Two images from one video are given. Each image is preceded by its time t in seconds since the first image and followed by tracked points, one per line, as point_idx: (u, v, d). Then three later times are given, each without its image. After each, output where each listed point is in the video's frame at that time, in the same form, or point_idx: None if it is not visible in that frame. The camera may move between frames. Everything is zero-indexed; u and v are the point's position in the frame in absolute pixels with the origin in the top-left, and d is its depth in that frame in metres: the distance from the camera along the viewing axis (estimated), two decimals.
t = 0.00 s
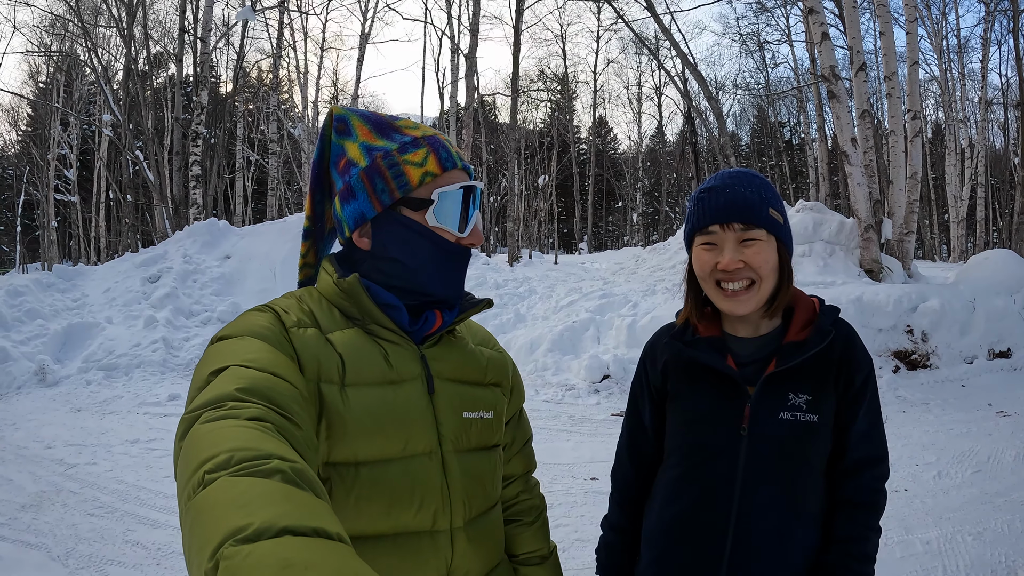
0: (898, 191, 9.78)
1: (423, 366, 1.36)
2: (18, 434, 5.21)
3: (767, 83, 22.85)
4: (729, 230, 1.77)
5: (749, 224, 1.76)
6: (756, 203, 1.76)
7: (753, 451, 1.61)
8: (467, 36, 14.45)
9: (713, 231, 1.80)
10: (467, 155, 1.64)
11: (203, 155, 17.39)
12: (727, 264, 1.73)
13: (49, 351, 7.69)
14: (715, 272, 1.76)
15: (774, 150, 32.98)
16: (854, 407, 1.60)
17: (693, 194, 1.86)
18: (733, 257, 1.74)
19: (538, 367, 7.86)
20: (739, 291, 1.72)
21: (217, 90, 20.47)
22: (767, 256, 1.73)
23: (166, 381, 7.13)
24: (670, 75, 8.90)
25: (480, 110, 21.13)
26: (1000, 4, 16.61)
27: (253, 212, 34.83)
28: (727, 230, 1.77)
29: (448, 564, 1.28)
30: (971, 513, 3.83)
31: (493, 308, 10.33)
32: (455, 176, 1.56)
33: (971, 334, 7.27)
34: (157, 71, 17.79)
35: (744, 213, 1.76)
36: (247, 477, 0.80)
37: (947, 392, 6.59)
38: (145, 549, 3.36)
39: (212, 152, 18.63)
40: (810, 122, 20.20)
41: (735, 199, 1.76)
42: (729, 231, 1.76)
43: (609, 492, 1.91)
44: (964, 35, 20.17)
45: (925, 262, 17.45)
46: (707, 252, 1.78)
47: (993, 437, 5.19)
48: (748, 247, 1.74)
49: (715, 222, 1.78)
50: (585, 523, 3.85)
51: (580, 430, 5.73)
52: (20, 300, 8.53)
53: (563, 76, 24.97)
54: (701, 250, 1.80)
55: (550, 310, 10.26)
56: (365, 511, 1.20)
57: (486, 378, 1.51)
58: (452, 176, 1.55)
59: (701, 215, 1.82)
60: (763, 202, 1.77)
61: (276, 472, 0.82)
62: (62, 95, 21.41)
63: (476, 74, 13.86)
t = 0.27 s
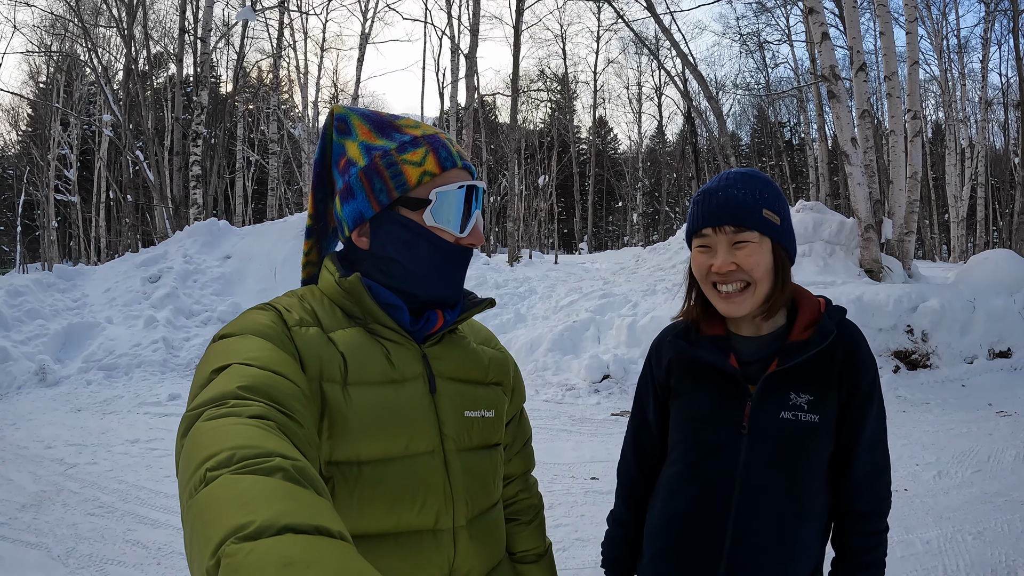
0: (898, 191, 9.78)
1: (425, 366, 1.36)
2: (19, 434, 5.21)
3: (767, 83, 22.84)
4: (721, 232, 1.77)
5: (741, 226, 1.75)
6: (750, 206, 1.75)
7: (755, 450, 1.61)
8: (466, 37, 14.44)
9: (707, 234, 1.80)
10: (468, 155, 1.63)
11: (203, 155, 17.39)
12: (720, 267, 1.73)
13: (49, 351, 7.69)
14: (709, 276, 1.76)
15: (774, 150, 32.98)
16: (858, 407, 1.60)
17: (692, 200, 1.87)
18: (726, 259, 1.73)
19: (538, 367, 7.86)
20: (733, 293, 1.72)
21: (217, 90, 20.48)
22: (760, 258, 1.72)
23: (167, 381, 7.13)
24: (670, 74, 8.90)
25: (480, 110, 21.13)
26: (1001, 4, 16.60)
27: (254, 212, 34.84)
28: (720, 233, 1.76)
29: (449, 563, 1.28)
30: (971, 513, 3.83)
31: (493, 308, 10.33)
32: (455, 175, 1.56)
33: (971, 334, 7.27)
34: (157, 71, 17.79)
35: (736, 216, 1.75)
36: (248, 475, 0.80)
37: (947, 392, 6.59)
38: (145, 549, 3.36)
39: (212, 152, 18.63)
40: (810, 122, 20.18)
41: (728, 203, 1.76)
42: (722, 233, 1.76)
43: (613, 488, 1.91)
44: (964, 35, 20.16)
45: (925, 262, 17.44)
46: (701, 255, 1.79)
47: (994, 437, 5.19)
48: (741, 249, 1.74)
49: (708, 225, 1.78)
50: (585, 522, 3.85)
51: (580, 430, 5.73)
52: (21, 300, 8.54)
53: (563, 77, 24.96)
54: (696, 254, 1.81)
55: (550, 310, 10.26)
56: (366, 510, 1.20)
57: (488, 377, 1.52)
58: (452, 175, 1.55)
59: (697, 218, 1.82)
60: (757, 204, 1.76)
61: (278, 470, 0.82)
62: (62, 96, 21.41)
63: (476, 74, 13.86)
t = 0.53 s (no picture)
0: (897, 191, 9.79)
1: (423, 367, 1.36)
2: (17, 435, 5.21)
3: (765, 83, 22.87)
4: (722, 302, 1.63)
5: (745, 295, 1.61)
6: (752, 273, 1.60)
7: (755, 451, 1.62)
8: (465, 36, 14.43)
9: (705, 300, 1.66)
10: (457, 151, 1.59)
11: (202, 155, 17.38)
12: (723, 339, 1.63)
13: (48, 352, 7.68)
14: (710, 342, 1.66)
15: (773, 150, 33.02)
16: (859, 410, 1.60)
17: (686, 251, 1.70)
18: (729, 329, 1.62)
19: (537, 367, 7.85)
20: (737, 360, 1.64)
21: (215, 91, 20.47)
22: (765, 324, 1.62)
23: (165, 382, 7.13)
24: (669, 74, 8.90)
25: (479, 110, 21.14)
26: (999, 4, 16.62)
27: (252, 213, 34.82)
28: (720, 302, 1.63)
29: (448, 565, 1.28)
30: (970, 512, 3.84)
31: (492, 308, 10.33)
32: (437, 171, 1.51)
33: (970, 333, 7.27)
34: (156, 71, 17.78)
35: (739, 287, 1.60)
36: (245, 476, 0.80)
37: (946, 391, 6.59)
38: (144, 550, 3.36)
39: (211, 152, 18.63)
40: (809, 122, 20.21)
41: (729, 271, 1.61)
42: (723, 304, 1.62)
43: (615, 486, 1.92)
44: (963, 35, 20.19)
45: (924, 261, 17.47)
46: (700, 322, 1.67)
47: (993, 436, 5.20)
48: (744, 316, 1.62)
49: (706, 294, 1.64)
50: (585, 522, 3.85)
51: (578, 430, 5.73)
52: (19, 301, 8.52)
53: (562, 76, 24.97)
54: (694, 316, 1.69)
55: (549, 310, 10.26)
56: (365, 512, 1.20)
57: (485, 378, 1.51)
58: (434, 172, 1.51)
59: (694, 281, 1.67)
60: (760, 269, 1.61)
61: (275, 470, 0.82)
62: (61, 96, 21.39)
63: (475, 74, 13.86)
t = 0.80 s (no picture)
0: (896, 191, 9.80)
1: (421, 371, 1.36)
2: (16, 436, 5.20)
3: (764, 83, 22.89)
4: (733, 228, 1.76)
5: (754, 222, 1.76)
6: (760, 203, 1.76)
7: (753, 454, 1.62)
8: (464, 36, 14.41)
9: (717, 229, 1.79)
10: (428, 149, 1.56)
11: (200, 156, 17.35)
12: (732, 263, 1.73)
13: (47, 352, 7.67)
14: (719, 271, 1.75)
15: (771, 149, 33.04)
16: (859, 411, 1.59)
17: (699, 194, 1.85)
18: (738, 255, 1.73)
19: (536, 367, 7.85)
20: (743, 291, 1.71)
21: (214, 91, 20.44)
22: (772, 254, 1.73)
23: (164, 382, 7.11)
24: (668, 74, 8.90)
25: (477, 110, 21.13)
26: (998, 4, 16.63)
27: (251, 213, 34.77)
28: (731, 228, 1.76)
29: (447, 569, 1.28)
30: (969, 512, 3.85)
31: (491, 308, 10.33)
32: (391, 167, 1.52)
33: (968, 332, 7.28)
34: (154, 71, 17.74)
35: (748, 213, 1.76)
36: (242, 482, 0.80)
37: (944, 391, 6.60)
38: (143, 551, 3.35)
39: (210, 153, 18.60)
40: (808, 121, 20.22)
41: (740, 198, 1.76)
42: (734, 228, 1.76)
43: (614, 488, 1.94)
44: (961, 34, 20.20)
45: (922, 261, 17.49)
46: (711, 251, 1.77)
47: (991, 436, 5.21)
48: (752, 245, 1.74)
49: (718, 220, 1.78)
50: (584, 523, 3.85)
51: (578, 430, 5.73)
52: (17, 302, 8.51)
53: (561, 76, 24.96)
54: (705, 250, 1.79)
55: (547, 310, 10.26)
56: (364, 516, 1.20)
57: (484, 382, 1.51)
58: (386, 167, 1.52)
59: (706, 214, 1.81)
60: (767, 202, 1.77)
61: (272, 477, 0.82)
62: (59, 96, 21.34)
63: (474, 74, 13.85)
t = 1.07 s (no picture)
0: (893, 190, 9.82)
1: (429, 369, 1.37)
2: (15, 437, 5.19)
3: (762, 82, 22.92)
4: (735, 226, 1.79)
5: (754, 220, 1.78)
6: (762, 204, 1.79)
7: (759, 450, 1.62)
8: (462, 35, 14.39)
9: (720, 229, 1.83)
10: (438, 150, 1.58)
11: (198, 155, 17.32)
12: (733, 258, 1.75)
13: (45, 352, 7.65)
14: (723, 268, 1.77)
15: (769, 148, 33.08)
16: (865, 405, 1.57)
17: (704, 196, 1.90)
18: (739, 251, 1.75)
19: (535, 366, 7.86)
20: (745, 284, 1.73)
21: (212, 90, 20.40)
22: (773, 251, 1.74)
23: (163, 383, 7.11)
24: (666, 73, 8.91)
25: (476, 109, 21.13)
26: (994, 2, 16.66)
27: (249, 212, 34.73)
28: (733, 227, 1.79)
29: (455, 567, 1.29)
30: (966, 509, 3.86)
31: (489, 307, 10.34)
32: (404, 167, 1.52)
33: (966, 331, 7.31)
34: (152, 71, 17.72)
35: (749, 211, 1.78)
36: (255, 480, 0.80)
37: (942, 389, 6.63)
38: (144, 551, 3.36)
39: (208, 152, 18.58)
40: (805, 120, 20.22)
41: (742, 199, 1.80)
42: (735, 226, 1.78)
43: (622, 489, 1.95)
44: (959, 33, 20.23)
45: (920, 259, 17.53)
46: (716, 248, 1.81)
47: (988, 433, 5.23)
48: (752, 241, 1.75)
49: (721, 219, 1.81)
50: (584, 521, 3.86)
51: (576, 429, 5.74)
52: (16, 302, 8.50)
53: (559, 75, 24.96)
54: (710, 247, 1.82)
55: (546, 309, 10.26)
56: (373, 514, 1.21)
57: (491, 381, 1.52)
58: (400, 168, 1.52)
59: (711, 213, 1.85)
60: (768, 203, 1.80)
61: (285, 474, 0.82)
62: (57, 96, 21.30)
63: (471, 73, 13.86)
